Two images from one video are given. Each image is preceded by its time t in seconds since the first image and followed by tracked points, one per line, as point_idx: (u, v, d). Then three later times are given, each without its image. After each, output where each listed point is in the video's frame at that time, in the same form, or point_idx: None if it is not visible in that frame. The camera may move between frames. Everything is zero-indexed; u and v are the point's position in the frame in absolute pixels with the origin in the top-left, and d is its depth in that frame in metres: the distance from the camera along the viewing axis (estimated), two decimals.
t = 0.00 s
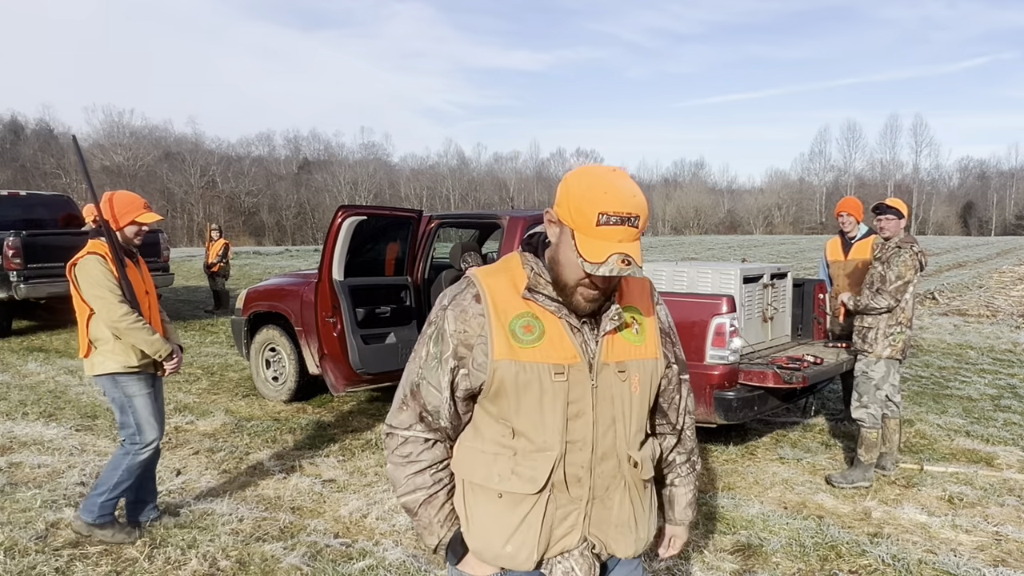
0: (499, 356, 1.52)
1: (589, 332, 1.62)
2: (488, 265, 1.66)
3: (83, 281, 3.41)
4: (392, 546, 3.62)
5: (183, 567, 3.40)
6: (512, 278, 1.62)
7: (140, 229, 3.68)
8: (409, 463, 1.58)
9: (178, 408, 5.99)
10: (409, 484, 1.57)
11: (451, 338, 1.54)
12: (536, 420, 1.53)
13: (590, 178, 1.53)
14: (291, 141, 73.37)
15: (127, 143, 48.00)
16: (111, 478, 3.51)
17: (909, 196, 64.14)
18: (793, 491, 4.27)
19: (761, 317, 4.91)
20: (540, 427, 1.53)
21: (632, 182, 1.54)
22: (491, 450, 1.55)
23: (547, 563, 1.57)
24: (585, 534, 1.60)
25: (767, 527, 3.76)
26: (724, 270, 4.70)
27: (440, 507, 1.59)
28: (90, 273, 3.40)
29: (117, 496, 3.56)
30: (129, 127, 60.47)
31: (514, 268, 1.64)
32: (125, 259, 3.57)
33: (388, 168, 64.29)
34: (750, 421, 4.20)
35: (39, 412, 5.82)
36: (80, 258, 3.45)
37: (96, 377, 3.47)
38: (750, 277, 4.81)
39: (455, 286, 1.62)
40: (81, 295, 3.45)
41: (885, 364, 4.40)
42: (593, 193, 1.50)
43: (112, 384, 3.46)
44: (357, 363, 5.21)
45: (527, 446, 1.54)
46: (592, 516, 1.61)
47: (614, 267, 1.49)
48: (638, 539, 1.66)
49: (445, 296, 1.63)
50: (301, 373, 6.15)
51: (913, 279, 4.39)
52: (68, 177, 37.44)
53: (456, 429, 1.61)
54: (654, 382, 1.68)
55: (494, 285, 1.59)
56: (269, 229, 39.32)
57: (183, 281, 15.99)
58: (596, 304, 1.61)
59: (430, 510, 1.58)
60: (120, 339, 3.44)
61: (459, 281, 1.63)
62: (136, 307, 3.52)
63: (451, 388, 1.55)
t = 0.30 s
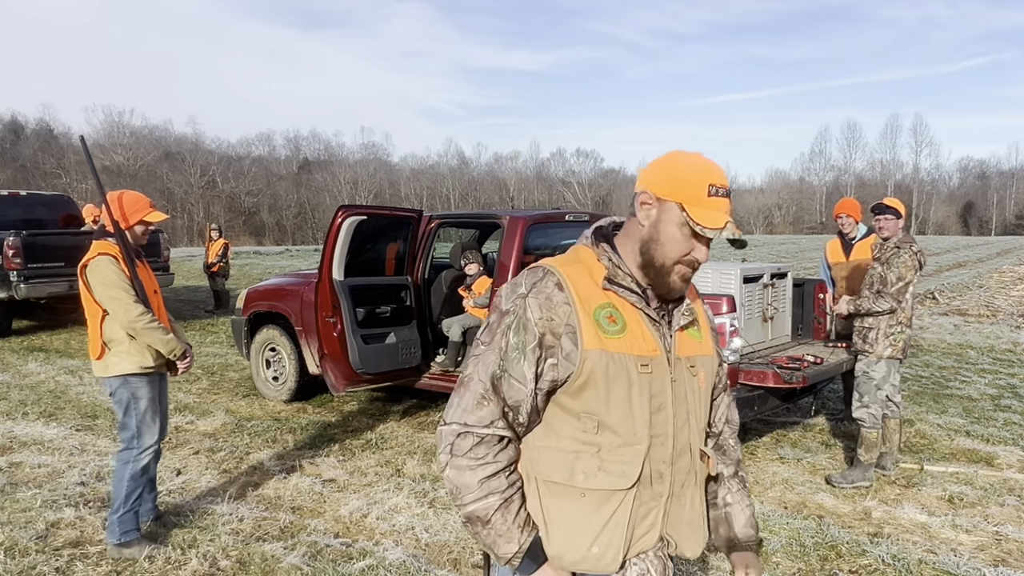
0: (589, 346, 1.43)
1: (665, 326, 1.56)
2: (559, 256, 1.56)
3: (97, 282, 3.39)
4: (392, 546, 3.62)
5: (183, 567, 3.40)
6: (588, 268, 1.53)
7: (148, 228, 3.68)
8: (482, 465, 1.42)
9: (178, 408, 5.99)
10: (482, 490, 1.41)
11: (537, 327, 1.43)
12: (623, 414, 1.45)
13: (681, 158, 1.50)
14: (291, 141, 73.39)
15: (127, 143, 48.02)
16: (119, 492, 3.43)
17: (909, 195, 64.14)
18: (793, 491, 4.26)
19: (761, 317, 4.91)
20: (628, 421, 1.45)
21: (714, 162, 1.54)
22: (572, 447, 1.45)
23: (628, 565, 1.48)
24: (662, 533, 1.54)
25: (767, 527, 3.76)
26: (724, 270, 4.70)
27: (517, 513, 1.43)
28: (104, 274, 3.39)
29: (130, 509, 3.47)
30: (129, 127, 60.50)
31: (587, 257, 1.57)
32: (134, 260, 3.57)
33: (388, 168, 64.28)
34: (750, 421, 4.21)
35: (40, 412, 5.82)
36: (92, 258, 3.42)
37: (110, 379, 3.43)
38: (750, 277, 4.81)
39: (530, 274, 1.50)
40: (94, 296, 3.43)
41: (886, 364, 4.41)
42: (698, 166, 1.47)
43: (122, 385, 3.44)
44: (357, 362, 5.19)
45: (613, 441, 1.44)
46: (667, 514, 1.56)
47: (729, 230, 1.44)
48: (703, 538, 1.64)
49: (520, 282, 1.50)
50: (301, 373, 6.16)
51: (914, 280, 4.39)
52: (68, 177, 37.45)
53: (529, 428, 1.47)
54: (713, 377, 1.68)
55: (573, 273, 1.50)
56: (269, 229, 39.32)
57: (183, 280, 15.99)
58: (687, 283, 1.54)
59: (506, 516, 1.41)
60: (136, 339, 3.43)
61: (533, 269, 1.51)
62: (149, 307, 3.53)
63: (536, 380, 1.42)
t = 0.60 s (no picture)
0: (587, 342, 1.41)
1: (661, 317, 1.57)
2: (545, 256, 1.55)
3: (103, 283, 3.40)
4: (391, 546, 3.62)
5: (183, 567, 3.40)
6: (576, 265, 1.52)
7: (152, 228, 3.68)
8: (486, 473, 1.38)
9: (178, 408, 5.99)
10: (486, 499, 1.37)
11: (531, 327, 1.41)
12: (628, 409, 1.42)
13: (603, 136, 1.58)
14: (291, 141, 73.35)
15: (127, 143, 47.99)
16: (114, 496, 3.42)
17: (909, 195, 64.14)
18: (793, 491, 4.26)
19: (761, 317, 4.90)
20: (633, 414, 1.43)
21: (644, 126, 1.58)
22: (578, 447, 1.41)
23: (644, 563, 1.45)
24: (675, 529, 1.51)
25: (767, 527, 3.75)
26: (724, 270, 4.70)
27: (525, 519, 1.39)
28: (111, 275, 3.40)
29: (127, 511, 3.46)
30: (129, 127, 60.48)
31: (574, 255, 1.55)
32: (139, 262, 3.57)
33: (388, 168, 64.27)
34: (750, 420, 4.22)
35: (39, 412, 5.82)
36: (97, 259, 3.42)
37: (114, 381, 3.42)
38: (750, 277, 4.81)
39: (519, 275, 1.48)
40: (100, 298, 3.43)
41: (887, 364, 4.41)
42: (609, 139, 1.54)
43: (125, 387, 3.43)
44: (357, 362, 5.19)
45: (619, 437, 1.42)
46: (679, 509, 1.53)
47: (642, 180, 1.46)
48: (717, 530, 1.62)
49: (510, 284, 1.48)
50: (301, 373, 6.16)
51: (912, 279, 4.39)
52: (68, 177, 37.43)
53: (531, 432, 1.44)
54: (713, 365, 1.67)
55: (561, 269, 1.49)
56: (269, 229, 39.30)
57: (183, 280, 15.99)
58: (651, 248, 1.51)
59: (514, 524, 1.38)
60: (141, 341, 3.44)
61: (522, 270, 1.49)
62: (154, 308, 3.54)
63: (534, 382, 1.40)
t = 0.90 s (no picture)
0: (500, 365, 1.40)
1: (585, 327, 1.56)
2: (463, 274, 1.55)
3: (106, 285, 3.39)
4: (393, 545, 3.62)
5: (183, 567, 3.40)
6: (491, 282, 1.52)
7: (153, 229, 3.67)
8: (406, 499, 1.42)
9: (178, 408, 5.99)
10: (409, 523, 1.42)
11: (443, 354, 1.41)
12: (549, 428, 1.42)
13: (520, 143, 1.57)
14: (291, 141, 73.30)
15: (127, 143, 47.95)
16: (114, 497, 3.41)
17: (909, 195, 64.16)
18: (793, 491, 4.26)
19: (760, 317, 4.90)
20: (555, 433, 1.42)
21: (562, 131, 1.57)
22: (503, 468, 1.42)
23: None
24: (611, 541, 1.50)
25: (767, 527, 3.75)
26: (724, 270, 4.70)
27: (449, 541, 1.43)
28: (113, 277, 3.40)
29: (127, 513, 3.45)
30: (129, 127, 60.44)
31: (492, 269, 1.56)
32: (141, 263, 3.56)
33: (388, 168, 64.24)
34: (750, 421, 4.21)
35: (39, 412, 5.82)
36: (100, 261, 3.42)
37: (119, 384, 3.42)
38: (750, 277, 4.81)
39: (433, 298, 1.49)
40: (102, 300, 3.42)
41: (885, 364, 4.40)
42: (526, 145, 1.54)
43: (129, 389, 3.43)
44: (357, 362, 5.17)
45: (542, 456, 1.42)
46: (615, 521, 1.52)
47: (557, 190, 1.46)
48: (658, 537, 1.61)
49: (424, 309, 1.49)
50: (301, 373, 6.15)
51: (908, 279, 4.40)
52: (68, 177, 37.39)
53: (454, 454, 1.47)
54: (649, 369, 1.65)
55: (475, 289, 1.49)
56: (269, 229, 39.27)
57: (183, 281, 15.98)
58: (570, 259, 1.52)
59: (438, 546, 1.42)
60: (146, 343, 3.43)
61: (435, 293, 1.50)
62: (157, 310, 3.53)
63: (448, 410, 1.41)
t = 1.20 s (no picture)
0: (458, 375, 1.41)
1: (532, 328, 1.61)
2: (401, 279, 1.50)
3: (109, 286, 3.39)
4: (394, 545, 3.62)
5: (184, 567, 3.40)
6: (437, 288, 1.49)
7: (154, 230, 3.69)
8: (363, 514, 1.41)
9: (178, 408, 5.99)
10: (367, 537, 1.41)
11: (396, 369, 1.39)
12: (507, 432, 1.46)
13: (474, 144, 1.54)
14: (291, 141, 73.29)
15: (127, 143, 47.92)
16: (119, 496, 3.41)
17: (909, 195, 64.18)
18: (793, 491, 4.26)
19: (760, 317, 4.90)
20: (512, 437, 1.46)
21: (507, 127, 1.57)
22: (461, 474, 1.45)
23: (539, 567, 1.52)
24: (566, 528, 1.58)
25: (766, 527, 3.76)
26: (724, 270, 4.70)
27: (410, 550, 1.44)
28: (117, 277, 3.39)
29: (129, 513, 3.45)
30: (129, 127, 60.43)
31: (435, 273, 1.53)
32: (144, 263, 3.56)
33: (388, 168, 64.24)
34: (750, 420, 4.22)
35: (39, 412, 5.82)
36: (102, 262, 3.42)
37: (128, 385, 3.42)
38: (750, 277, 4.81)
39: (376, 309, 1.44)
40: (107, 301, 3.42)
41: (878, 364, 4.40)
42: (523, 143, 1.54)
43: (137, 389, 3.43)
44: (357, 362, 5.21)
45: (501, 460, 1.45)
46: (568, 509, 1.60)
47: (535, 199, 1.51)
48: (604, 516, 1.72)
49: (367, 320, 1.44)
50: (301, 373, 6.15)
51: (902, 280, 4.38)
52: (68, 177, 37.36)
53: (408, 465, 1.46)
54: (585, 359, 1.75)
55: (422, 298, 1.46)
56: (270, 229, 39.27)
57: (184, 281, 15.99)
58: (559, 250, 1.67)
59: (400, 556, 1.43)
60: (152, 343, 3.43)
61: (378, 303, 1.45)
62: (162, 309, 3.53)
63: (403, 423, 1.39)
